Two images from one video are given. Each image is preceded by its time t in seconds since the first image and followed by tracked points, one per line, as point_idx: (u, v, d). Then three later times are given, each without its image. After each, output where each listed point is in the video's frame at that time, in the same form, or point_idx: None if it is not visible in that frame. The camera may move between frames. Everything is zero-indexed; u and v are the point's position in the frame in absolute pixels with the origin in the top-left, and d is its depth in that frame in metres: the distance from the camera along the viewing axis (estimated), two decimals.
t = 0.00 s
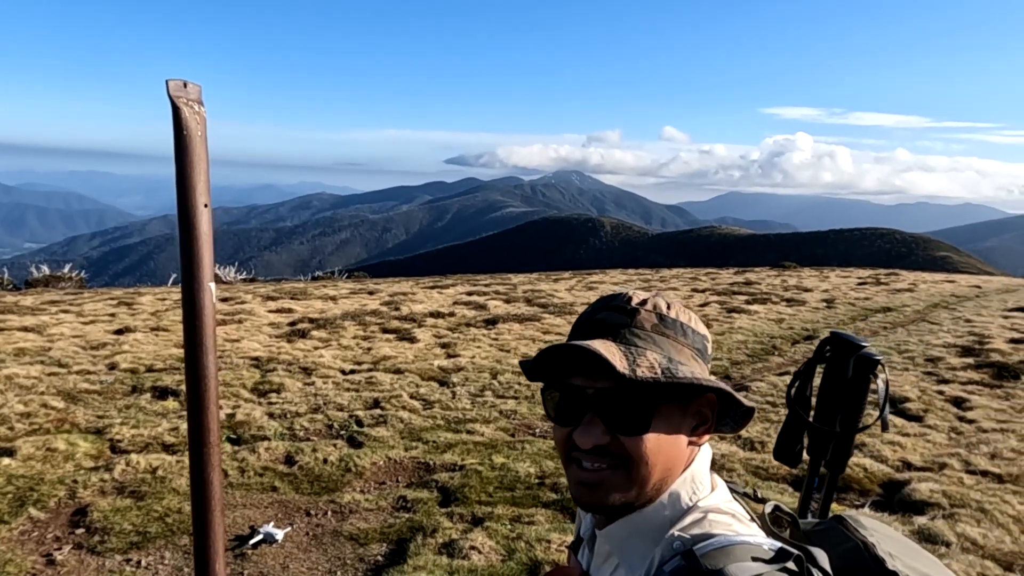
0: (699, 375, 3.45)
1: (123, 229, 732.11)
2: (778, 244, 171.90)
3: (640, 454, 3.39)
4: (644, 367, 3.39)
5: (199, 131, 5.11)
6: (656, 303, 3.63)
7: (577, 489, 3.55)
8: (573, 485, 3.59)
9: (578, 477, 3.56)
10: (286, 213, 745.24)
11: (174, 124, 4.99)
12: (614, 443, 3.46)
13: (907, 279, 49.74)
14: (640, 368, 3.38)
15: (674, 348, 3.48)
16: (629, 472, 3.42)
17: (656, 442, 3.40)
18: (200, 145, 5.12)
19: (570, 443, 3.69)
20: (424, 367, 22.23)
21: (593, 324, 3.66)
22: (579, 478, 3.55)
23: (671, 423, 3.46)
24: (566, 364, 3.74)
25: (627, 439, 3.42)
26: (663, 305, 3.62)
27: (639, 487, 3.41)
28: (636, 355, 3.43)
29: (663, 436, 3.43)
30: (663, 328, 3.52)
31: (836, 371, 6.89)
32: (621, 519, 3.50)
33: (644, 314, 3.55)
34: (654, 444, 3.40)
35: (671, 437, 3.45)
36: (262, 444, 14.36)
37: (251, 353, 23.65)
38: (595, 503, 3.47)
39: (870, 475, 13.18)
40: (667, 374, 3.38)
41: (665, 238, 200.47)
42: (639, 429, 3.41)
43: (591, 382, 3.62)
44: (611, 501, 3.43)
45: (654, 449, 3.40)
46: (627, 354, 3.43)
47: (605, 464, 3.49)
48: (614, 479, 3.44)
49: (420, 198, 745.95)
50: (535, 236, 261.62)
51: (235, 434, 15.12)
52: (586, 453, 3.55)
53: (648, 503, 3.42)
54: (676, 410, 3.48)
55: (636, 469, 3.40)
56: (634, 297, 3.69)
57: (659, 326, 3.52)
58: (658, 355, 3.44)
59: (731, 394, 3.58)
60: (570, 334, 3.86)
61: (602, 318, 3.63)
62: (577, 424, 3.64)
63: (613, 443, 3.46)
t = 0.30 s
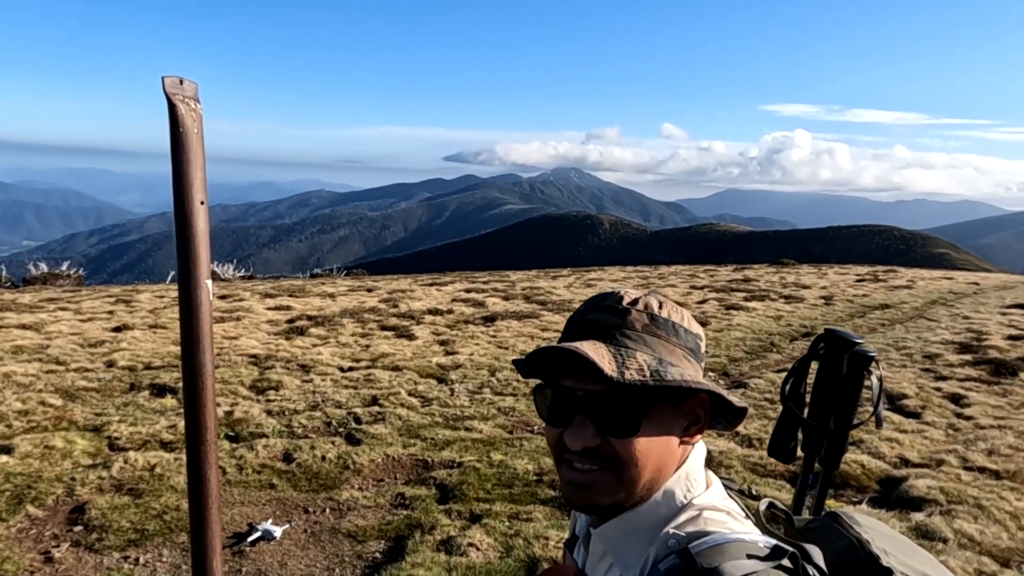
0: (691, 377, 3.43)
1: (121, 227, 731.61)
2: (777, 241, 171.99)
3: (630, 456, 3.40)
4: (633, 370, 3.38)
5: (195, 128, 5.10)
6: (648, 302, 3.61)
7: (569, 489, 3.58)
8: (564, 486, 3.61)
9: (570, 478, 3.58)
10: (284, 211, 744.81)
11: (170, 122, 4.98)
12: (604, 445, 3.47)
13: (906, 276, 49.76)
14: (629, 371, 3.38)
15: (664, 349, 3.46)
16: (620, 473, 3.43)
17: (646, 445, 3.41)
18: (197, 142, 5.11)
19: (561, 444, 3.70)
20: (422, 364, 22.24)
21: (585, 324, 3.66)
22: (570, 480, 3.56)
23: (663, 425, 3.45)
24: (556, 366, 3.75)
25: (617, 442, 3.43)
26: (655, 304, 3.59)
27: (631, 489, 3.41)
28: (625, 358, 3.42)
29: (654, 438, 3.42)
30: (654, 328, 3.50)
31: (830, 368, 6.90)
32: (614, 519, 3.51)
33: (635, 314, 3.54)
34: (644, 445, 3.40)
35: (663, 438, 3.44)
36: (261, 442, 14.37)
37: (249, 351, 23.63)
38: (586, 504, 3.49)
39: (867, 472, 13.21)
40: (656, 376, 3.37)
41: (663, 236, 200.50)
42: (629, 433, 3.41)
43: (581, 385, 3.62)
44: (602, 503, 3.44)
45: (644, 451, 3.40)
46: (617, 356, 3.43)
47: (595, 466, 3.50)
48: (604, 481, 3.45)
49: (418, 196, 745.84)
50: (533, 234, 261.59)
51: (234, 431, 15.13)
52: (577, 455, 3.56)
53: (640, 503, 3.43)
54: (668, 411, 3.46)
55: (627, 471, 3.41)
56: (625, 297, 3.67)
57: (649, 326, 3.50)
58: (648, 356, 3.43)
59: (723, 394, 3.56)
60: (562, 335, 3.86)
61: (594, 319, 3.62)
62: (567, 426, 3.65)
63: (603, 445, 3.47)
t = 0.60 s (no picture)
0: (682, 380, 3.43)
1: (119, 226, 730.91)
2: (775, 238, 172.07)
3: (622, 458, 3.41)
4: (624, 373, 3.39)
5: (190, 128, 5.10)
6: (641, 303, 3.62)
7: (562, 491, 3.59)
8: (558, 486, 3.63)
9: (563, 480, 3.59)
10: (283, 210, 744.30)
11: (166, 122, 4.99)
12: (596, 447, 3.48)
13: (904, 273, 49.86)
14: (619, 374, 3.39)
15: (656, 352, 3.47)
16: (612, 475, 3.43)
17: (638, 448, 3.41)
18: (192, 142, 5.11)
19: (553, 446, 3.72)
20: (420, 363, 22.23)
21: (577, 326, 3.68)
22: (563, 483, 3.58)
23: (655, 427, 3.46)
24: (549, 368, 3.77)
25: (609, 443, 3.44)
26: (648, 306, 3.60)
27: (623, 491, 3.43)
28: (617, 360, 3.44)
29: (645, 440, 3.43)
30: (647, 331, 3.51)
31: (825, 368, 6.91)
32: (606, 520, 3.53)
33: (627, 317, 3.55)
34: (636, 447, 3.41)
35: (655, 440, 3.45)
36: (258, 441, 14.36)
37: (248, 350, 23.62)
38: (578, 505, 3.50)
39: (865, 469, 13.22)
40: (647, 380, 3.38)
41: (662, 234, 200.53)
42: (620, 436, 3.42)
43: (572, 387, 3.64)
44: (594, 506, 3.46)
45: (636, 453, 3.41)
46: (609, 359, 3.44)
47: (587, 468, 3.52)
48: (596, 482, 3.47)
49: (417, 194, 745.61)
50: (532, 232, 261.57)
51: (232, 430, 15.12)
52: (569, 457, 3.58)
53: (633, 505, 3.43)
54: (660, 413, 3.47)
55: (618, 473, 3.42)
56: (618, 299, 3.68)
57: (642, 329, 3.51)
58: (639, 359, 3.44)
59: (715, 397, 3.58)
60: (555, 337, 3.87)
61: (586, 321, 3.63)
62: (559, 428, 3.67)
63: (595, 447, 3.49)
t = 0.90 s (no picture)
0: (687, 390, 3.41)
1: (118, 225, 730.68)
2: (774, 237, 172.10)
3: (625, 467, 3.42)
4: (628, 382, 3.38)
5: (191, 129, 5.08)
6: (647, 310, 3.58)
7: (566, 499, 3.62)
8: (562, 494, 3.66)
9: (567, 487, 3.61)
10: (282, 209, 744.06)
11: (167, 123, 4.96)
12: (600, 455, 3.49)
13: (904, 272, 49.88)
14: (624, 384, 3.38)
15: (662, 360, 3.44)
16: (616, 484, 3.44)
17: (641, 456, 3.41)
18: (193, 143, 5.09)
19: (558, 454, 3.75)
20: (420, 362, 22.21)
21: (582, 333, 3.67)
22: (567, 491, 3.61)
23: (659, 435, 3.45)
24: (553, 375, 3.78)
25: (611, 452, 3.45)
26: (654, 313, 3.56)
27: (626, 499, 3.43)
28: (622, 369, 3.42)
29: (649, 449, 3.43)
30: (652, 338, 3.48)
31: (832, 374, 6.89)
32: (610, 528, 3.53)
33: (633, 324, 3.52)
34: (640, 456, 3.41)
35: (659, 449, 3.44)
36: (259, 441, 14.35)
37: (248, 349, 23.60)
38: (582, 513, 3.53)
39: (865, 469, 13.22)
40: (651, 390, 3.37)
41: (662, 233, 200.51)
42: (623, 445, 3.43)
43: (575, 396, 3.65)
44: (596, 513, 3.48)
45: (639, 461, 3.41)
46: (613, 368, 3.43)
47: (591, 476, 3.53)
48: (599, 491, 3.48)
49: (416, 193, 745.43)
50: (531, 231, 261.55)
51: (232, 431, 15.11)
52: (573, 465, 3.60)
53: (637, 513, 3.44)
54: (664, 422, 3.46)
55: (621, 481, 3.43)
56: (624, 305, 3.64)
57: (646, 336, 3.48)
58: (644, 367, 3.42)
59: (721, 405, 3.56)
60: (560, 344, 3.87)
61: (591, 329, 3.62)
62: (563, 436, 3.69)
63: (598, 456, 3.50)
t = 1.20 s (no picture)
0: (686, 395, 3.39)
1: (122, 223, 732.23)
2: (778, 236, 171.84)
3: (624, 472, 3.41)
4: (627, 387, 3.38)
5: (192, 130, 5.09)
6: (649, 313, 3.57)
7: (565, 503, 3.62)
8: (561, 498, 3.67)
9: (566, 491, 3.62)
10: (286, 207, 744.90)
11: (167, 123, 4.96)
12: (599, 460, 3.48)
13: (908, 271, 49.82)
14: (622, 389, 3.38)
15: (662, 364, 3.44)
16: (614, 489, 3.44)
17: (640, 462, 3.41)
18: (194, 143, 5.09)
19: (557, 457, 3.75)
20: (423, 361, 22.22)
21: (582, 336, 3.68)
22: (566, 495, 3.61)
23: (659, 441, 3.44)
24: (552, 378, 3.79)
25: (610, 458, 3.45)
26: (655, 316, 3.54)
27: (625, 504, 3.43)
28: (621, 373, 3.43)
29: (648, 454, 3.42)
30: (653, 342, 3.47)
31: (832, 378, 6.86)
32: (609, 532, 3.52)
33: (634, 327, 3.50)
34: (639, 461, 3.40)
35: (658, 454, 3.43)
36: (261, 440, 14.38)
37: (251, 348, 23.63)
38: (580, 516, 3.54)
39: (868, 469, 13.20)
40: (649, 395, 3.36)
41: (665, 232, 200.31)
42: (622, 450, 3.42)
43: (575, 399, 3.65)
44: (594, 517, 3.49)
45: (638, 467, 3.40)
46: (612, 373, 3.44)
47: (589, 480, 3.54)
48: (597, 496, 3.48)
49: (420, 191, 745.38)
50: (535, 230, 261.56)
51: (235, 429, 15.14)
52: (570, 469, 3.61)
53: (636, 518, 3.43)
54: (664, 427, 3.44)
55: (620, 486, 3.43)
56: (626, 307, 3.63)
57: (647, 340, 3.46)
58: (643, 372, 3.42)
59: (722, 412, 3.54)
60: (561, 346, 3.88)
61: (591, 331, 3.63)
62: (563, 439, 3.69)
63: (596, 460, 3.50)
